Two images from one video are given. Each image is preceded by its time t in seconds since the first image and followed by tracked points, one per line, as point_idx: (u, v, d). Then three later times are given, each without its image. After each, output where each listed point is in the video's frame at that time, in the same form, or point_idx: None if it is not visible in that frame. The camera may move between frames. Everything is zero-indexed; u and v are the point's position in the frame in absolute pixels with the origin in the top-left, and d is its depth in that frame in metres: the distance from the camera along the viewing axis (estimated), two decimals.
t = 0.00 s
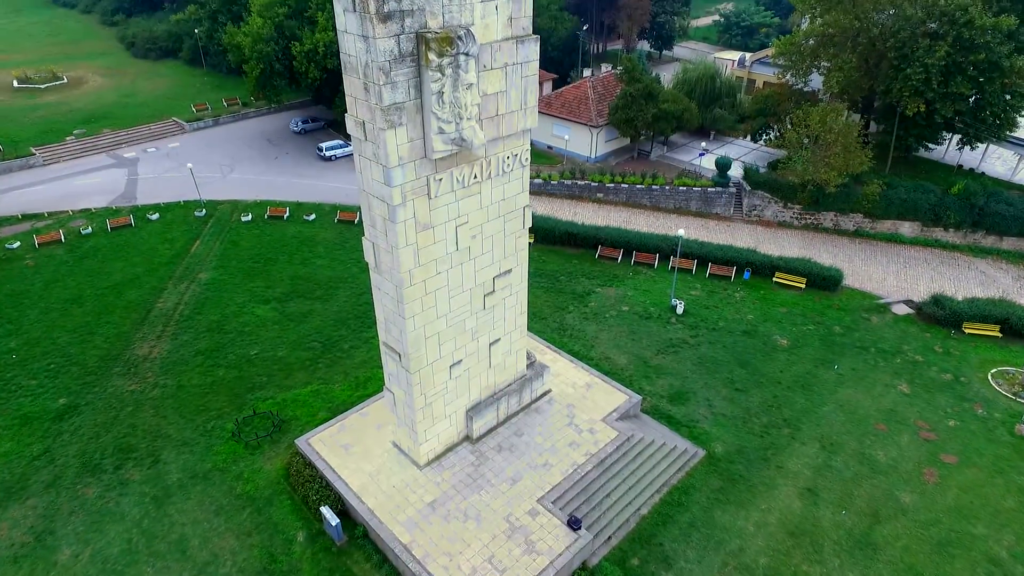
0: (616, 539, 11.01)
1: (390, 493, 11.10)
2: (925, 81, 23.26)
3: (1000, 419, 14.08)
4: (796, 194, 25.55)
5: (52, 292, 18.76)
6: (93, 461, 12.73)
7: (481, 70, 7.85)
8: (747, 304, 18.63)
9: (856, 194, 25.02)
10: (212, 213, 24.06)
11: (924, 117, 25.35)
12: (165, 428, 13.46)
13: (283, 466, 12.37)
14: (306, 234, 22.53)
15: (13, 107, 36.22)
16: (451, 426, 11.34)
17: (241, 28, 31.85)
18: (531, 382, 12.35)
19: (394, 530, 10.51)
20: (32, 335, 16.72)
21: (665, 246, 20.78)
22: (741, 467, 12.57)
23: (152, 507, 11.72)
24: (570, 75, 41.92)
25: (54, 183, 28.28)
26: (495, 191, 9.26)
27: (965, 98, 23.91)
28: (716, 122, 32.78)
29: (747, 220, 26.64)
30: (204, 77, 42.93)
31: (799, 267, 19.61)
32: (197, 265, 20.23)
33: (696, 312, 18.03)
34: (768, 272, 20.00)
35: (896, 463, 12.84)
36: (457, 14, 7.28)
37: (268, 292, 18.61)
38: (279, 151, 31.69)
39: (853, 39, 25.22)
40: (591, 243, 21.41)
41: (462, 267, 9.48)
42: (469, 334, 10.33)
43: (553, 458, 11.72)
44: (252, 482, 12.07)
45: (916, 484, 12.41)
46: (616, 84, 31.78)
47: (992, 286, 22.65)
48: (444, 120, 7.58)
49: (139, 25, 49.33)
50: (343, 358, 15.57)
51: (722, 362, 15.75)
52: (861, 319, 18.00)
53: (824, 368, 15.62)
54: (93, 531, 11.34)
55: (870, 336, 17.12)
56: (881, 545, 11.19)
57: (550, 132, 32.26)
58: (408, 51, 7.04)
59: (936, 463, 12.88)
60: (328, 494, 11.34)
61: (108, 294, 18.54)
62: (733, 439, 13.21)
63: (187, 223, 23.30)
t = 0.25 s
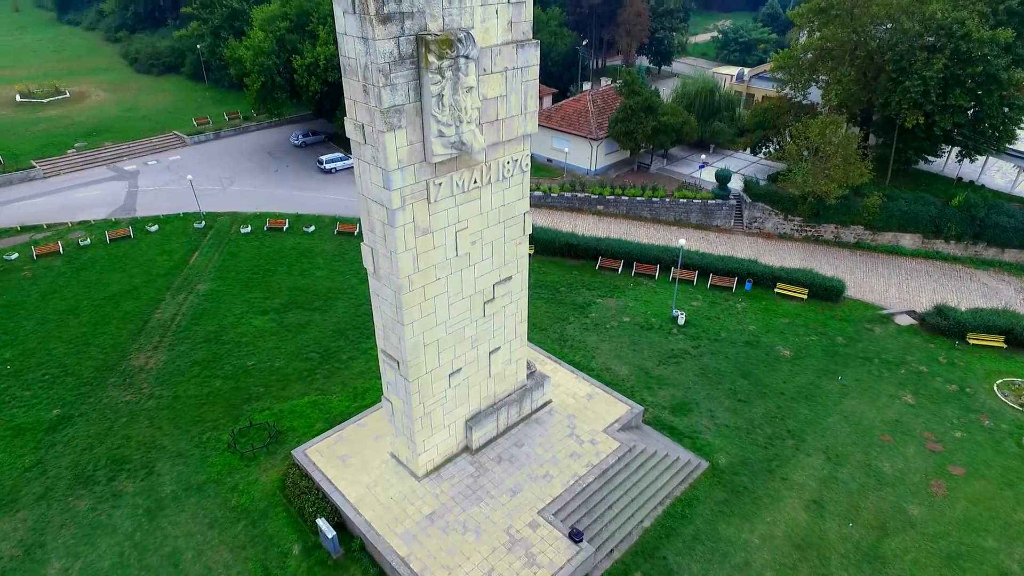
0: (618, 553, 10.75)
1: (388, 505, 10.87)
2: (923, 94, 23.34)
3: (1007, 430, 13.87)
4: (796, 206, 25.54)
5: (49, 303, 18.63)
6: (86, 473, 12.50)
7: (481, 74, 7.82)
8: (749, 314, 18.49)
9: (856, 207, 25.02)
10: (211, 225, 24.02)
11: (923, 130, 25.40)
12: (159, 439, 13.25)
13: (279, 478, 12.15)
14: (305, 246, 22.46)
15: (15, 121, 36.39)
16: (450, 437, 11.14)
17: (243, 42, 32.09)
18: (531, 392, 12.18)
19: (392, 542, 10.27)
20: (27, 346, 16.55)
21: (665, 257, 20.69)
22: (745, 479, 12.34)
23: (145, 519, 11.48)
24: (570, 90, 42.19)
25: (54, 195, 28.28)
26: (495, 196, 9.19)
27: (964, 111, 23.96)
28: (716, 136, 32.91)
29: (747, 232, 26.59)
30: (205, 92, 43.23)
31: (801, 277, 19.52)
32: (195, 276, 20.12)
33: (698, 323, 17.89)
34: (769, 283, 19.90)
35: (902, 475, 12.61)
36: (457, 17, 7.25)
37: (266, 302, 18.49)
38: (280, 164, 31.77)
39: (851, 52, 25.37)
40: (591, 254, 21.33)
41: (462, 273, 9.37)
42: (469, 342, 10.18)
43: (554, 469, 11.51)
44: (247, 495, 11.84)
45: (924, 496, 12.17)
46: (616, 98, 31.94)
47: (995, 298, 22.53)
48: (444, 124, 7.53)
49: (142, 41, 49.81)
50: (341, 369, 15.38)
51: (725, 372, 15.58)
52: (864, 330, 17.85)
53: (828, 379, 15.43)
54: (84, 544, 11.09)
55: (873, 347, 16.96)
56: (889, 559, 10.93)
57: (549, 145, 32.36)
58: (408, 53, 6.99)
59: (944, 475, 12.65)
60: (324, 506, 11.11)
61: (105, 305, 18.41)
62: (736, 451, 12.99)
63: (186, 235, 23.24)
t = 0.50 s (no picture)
0: None
1: (384, 529, 10.56)
2: (919, 119, 23.59)
3: (1017, 455, 13.57)
4: (796, 231, 25.59)
5: (44, 326, 18.49)
6: (74, 498, 12.19)
7: (481, 90, 7.85)
8: (751, 337, 18.33)
9: (856, 231, 25.05)
10: (211, 249, 24.03)
11: (920, 155, 25.60)
12: (152, 463, 12.97)
13: (273, 502, 11.84)
14: (305, 270, 22.41)
15: (19, 147, 36.78)
16: (449, 459, 10.89)
17: (247, 70, 32.62)
18: (531, 414, 11.95)
19: (388, 569, 9.93)
20: (20, 369, 16.36)
21: (666, 280, 20.63)
22: (751, 504, 12.02)
23: (133, 546, 11.15)
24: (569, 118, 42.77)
25: (54, 220, 28.37)
26: (495, 213, 9.16)
27: (960, 136, 24.16)
28: (714, 162, 33.22)
29: (748, 257, 26.58)
30: (209, 120, 43.79)
31: (802, 300, 19.42)
32: (193, 299, 20.01)
33: (699, 346, 17.71)
34: (771, 306, 19.79)
35: (912, 500, 12.29)
36: (458, 33, 7.30)
37: (264, 326, 18.33)
38: (281, 190, 31.99)
39: (847, 79, 25.72)
40: (591, 277, 21.27)
41: (461, 291, 9.26)
42: (468, 361, 10.03)
43: (554, 493, 11.21)
44: (239, 520, 11.52)
45: (935, 521, 11.84)
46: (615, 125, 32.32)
47: (998, 322, 22.39)
48: (444, 139, 7.53)
49: (148, 71, 50.72)
50: (338, 392, 15.15)
51: (728, 396, 15.34)
52: (868, 353, 17.67)
53: (833, 403, 15.19)
54: (69, 572, 10.74)
55: (877, 370, 16.75)
56: None
57: (549, 171, 32.61)
58: (409, 68, 7.02)
59: (954, 500, 12.33)
60: (318, 531, 10.80)
61: (101, 328, 18.26)
62: (741, 475, 12.70)
63: (186, 258, 23.22)
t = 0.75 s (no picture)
0: None
1: (380, 555, 10.24)
2: (915, 145, 23.83)
3: None
4: (796, 255, 25.60)
5: (40, 348, 18.34)
6: (63, 522, 11.87)
7: (482, 106, 7.90)
8: (754, 360, 18.14)
9: (856, 255, 25.06)
10: (210, 272, 24.00)
11: (918, 181, 25.74)
12: (143, 487, 12.67)
13: (267, 527, 11.53)
14: (304, 293, 22.33)
15: (23, 174, 37.13)
16: (447, 482, 10.62)
17: (251, 97, 33.10)
18: (532, 437, 11.72)
19: None
20: (13, 392, 16.13)
21: (666, 303, 20.55)
22: (757, 529, 11.70)
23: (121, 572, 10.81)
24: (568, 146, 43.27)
25: (55, 244, 28.45)
26: (495, 230, 9.12)
27: (958, 161, 24.36)
28: (713, 188, 33.48)
29: (748, 281, 26.54)
30: (212, 147, 44.29)
31: (805, 323, 19.28)
32: (191, 323, 19.88)
33: (702, 369, 17.52)
34: (773, 329, 19.65)
35: (922, 525, 11.97)
36: (459, 50, 7.36)
37: (261, 349, 18.15)
38: (283, 215, 32.16)
39: (844, 105, 26.07)
40: (592, 300, 21.20)
41: (461, 308, 9.16)
42: (468, 381, 9.87)
43: (556, 517, 10.91)
44: (232, 545, 11.19)
45: (947, 547, 11.51)
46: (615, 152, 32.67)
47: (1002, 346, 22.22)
48: (444, 154, 7.54)
49: (153, 100, 51.56)
50: (336, 415, 14.91)
51: (731, 419, 15.09)
52: (873, 376, 17.48)
53: (838, 426, 14.93)
54: None
55: (882, 394, 16.52)
56: None
57: (549, 197, 32.83)
58: (410, 83, 7.06)
59: (966, 525, 12.01)
60: (313, 557, 10.47)
61: (97, 351, 18.08)
62: (746, 499, 12.40)
63: (185, 282, 23.18)
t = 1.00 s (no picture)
0: None
1: None
2: (913, 171, 24.04)
3: None
4: (797, 280, 25.56)
5: (35, 372, 18.13)
6: (51, 549, 11.54)
7: (482, 124, 7.94)
8: (757, 384, 17.92)
9: (858, 280, 25.02)
10: (209, 297, 23.93)
11: (917, 207, 25.90)
12: (135, 512, 12.35)
13: (260, 553, 11.20)
14: (304, 317, 22.23)
15: (26, 200, 37.37)
16: (446, 506, 10.34)
17: (254, 124, 33.51)
18: (532, 460, 11.47)
19: None
20: (6, 415, 15.87)
21: (668, 327, 20.42)
22: (764, 556, 11.37)
23: None
24: (568, 173, 43.66)
25: (54, 269, 28.44)
26: (495, 247, 9.08)
27: (956, 187, 24.51)
28: (712, 215, 33.67)
29: (749, 306, 26.45)
30: (214, 175, 44.71)
31: (808, 347, 19.11)
32: (188, 347, 19.72)
33: (705, 393, 17.28)
34: (776, 353, 19.46)
35: (934, 552, 11.63)
36: (460, 67, 7.43)
37: (259, 373, 17.95)
38: (283, 241, 32.25)
39: (841, 132, 26.43)
40: (593, 324, 21.07)
41: (461, 326, 9.05)
42: (468, 402, 9.68)
43: (558, 543, 10.58)
44: (224, 572, 10.85)
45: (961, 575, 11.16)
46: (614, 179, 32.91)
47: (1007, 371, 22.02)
48: (445, 169, 7.54)
49: (158, 129, 52.26)
50: (333, 439, 14.65)
51: (735, 443, 14.82)
52: (878, 400, 17.24)
53: (845, 450, 14.65)
54: None
55: (888, 418, 16.27)
56: None
57: (549, 223, 32.95)
58: (411, 99, 7.10)
59: (980, 552, 11.67)
60: None
61: (93, 375, 17.88)
62: (752, 524, 12.09)
63: (184, 306, 23.10)
